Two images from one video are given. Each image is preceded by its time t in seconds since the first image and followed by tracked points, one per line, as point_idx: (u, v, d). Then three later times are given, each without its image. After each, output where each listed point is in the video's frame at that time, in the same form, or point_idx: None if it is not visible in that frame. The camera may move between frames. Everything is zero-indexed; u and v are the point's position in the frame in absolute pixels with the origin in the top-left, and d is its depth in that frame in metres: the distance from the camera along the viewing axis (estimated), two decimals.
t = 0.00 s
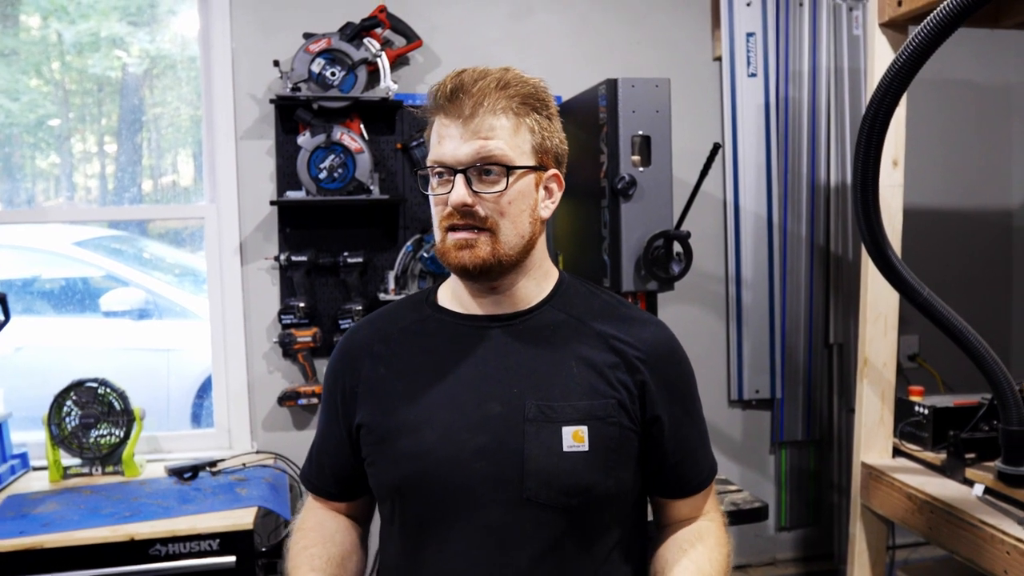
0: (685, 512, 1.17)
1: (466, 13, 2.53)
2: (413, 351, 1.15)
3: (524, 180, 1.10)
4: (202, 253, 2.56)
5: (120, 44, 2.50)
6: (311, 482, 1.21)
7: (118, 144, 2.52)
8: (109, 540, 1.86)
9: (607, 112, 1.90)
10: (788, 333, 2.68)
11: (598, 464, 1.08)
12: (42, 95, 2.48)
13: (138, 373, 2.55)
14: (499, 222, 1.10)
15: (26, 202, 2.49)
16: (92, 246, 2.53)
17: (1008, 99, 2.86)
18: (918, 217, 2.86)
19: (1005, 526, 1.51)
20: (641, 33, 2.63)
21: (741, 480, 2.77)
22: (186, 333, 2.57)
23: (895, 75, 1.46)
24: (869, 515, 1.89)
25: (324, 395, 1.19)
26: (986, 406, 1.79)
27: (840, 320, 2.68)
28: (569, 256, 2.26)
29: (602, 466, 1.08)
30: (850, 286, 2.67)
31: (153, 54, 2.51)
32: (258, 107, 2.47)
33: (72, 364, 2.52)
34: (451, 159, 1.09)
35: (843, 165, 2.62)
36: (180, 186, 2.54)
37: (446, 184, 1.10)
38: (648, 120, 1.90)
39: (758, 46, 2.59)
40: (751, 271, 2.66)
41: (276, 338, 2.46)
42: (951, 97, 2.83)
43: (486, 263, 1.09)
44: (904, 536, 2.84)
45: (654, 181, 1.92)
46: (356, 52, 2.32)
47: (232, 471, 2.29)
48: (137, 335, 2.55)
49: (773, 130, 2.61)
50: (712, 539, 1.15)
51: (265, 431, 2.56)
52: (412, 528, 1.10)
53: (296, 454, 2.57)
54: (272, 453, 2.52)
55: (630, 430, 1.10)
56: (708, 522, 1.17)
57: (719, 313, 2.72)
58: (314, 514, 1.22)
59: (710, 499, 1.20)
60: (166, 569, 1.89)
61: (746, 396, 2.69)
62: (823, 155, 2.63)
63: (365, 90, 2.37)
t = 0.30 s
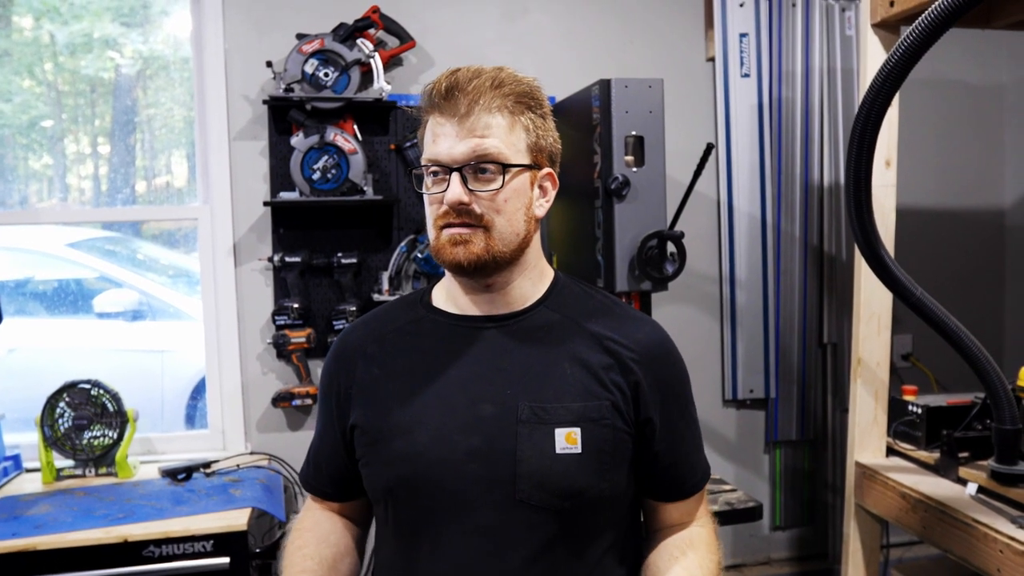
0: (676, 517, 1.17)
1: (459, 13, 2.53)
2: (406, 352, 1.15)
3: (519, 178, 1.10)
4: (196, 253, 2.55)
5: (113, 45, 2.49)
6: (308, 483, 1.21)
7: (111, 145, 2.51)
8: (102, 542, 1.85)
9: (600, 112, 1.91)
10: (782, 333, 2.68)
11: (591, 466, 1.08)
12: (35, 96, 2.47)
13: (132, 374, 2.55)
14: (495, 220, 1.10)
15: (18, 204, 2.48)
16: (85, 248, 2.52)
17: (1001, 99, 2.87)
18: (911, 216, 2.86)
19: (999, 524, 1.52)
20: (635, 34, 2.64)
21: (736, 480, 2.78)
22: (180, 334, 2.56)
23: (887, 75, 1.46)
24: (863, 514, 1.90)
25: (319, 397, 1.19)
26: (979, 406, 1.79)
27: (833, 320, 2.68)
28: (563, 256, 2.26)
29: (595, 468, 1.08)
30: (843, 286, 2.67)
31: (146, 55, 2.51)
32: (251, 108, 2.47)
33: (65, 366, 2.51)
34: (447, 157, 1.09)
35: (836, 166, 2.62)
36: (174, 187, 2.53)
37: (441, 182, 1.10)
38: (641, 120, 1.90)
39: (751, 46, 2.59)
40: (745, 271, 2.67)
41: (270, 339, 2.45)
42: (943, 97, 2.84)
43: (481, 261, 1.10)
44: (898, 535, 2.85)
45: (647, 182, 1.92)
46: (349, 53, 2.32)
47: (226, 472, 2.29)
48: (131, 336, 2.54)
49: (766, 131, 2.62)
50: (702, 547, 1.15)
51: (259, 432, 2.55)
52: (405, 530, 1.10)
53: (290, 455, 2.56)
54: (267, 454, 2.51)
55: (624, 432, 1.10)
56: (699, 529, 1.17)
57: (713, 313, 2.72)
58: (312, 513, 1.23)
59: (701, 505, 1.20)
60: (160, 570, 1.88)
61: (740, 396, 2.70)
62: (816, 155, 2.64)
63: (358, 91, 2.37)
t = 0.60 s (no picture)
0: (680, 516, 1.17)
1: (458, 12, 2.53)
2: (402, 354, 1.15)
3: (517, 177, 1.10)
4: (195, 253, 2.55)
5: (112, 45, 2.49)
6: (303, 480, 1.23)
7: (110, 144, 2.51)
8: (101, 542, 1.85)
9: (598, 111, 1.90)
10: (781, 332, 2.68)
11: (587, 470, 1.07)
12: (34, 95, 2.47)
13: (132, 374, 2.55)
14: (492, 220, 1.09)
15: (17, 203, 2.48)
16: (84, 247, 2.52)
17: (1000, 98, 2.87)
18: (910, 215, 2.86)
19: (998, 524, 1.52)
20: (634, 32, 2.63)
21: (735, 480, 2.78)
22: (179, 334, 2.56)
23: (886, 74, 1.46)
24: (862, 514, 1.89)
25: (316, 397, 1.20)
26: (978, 406, 1.79)
27: (832, 319, 2.68)
28: (561, 256, 2.25)
29: (591, 472, 1.07)
30: (842, 285, 2.67)
31: (145, 54, 2.50)
32: (249, 107, 2.47)
33: (64, 366, 2.51)
34: (444, 157, 1.09)
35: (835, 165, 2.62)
36: (173, 186, 2.53)
37: (438, 182, 1.10)
38: (640, 120, 1.90)
39: (750, 45, 2.59)
40: (744, 270, 2.66)
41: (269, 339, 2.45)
42: (943, 95, 2.83)
43: (477, 261, 1.09)
44: (898, 534, 2.85)
45: (646, 181, 1.92)
46: (347, 52, 2.32)
47: (225, 472, 2.29)
48: (130, 336, 2.54)
49: (765, 130, 2.61)
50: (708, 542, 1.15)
51: (258, 432, 2.55)
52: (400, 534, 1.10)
53: (290, 455, 2.56)
54: (266, 454, 2.51)
55: (621, 435, 1.10)
56: (705, 525, 1.17)
57: (712, 312, 2.72)
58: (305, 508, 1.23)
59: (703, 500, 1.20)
60: (158, 570, 1.88)
61: (739, 395, 2.70)
62: (816, 154, 2.63)
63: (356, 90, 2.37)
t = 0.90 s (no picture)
0: (677, 523, 1.17)
1: (460, 12, 2.53)
2: (397, 356, 1.15)
3: (537, 173, 1.16)
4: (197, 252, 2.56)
5: (115, 44, 2.49)
6: (299, 488, 1.23)
7: (113, 143, 2.51)
8: (103, 539, 1.85)
9: (600, 111, 1.91)
10: (783, 331, 2.68)
11: (584, 474, 1.07)
12: (37, 95, 2.47)
13: (134, 372, 2.55)
14: (517, 214, 1.13)
15: (21, 202, 2.49)
16: (87, 246, 2.52)
17: (1002, 97, 2.87)
18: (913, 215, 2.86)
19: (998, 523, 1.51)
20: (636, 32, 2.63)
21: (737, 479, 2.78)
22: (181, 333, 2.57)
23: (888, 73, 1.46)
24: (863, 514, 1.89)
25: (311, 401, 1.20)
26: (980, 405, 1.79)
27: (834, 319, 2.68)
28: (563, 255, 2.25)
29: (589, 476, 1.08)
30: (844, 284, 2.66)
31: (148, 54, 2.51)
32: (252, 107, 2.47)
33: (67, 364, 2.52)
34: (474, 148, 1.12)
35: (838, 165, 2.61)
36: (176, 185, 2.54)
37: (465, 174, 1.13)
38: (641, 119, 1.90)
39: (752, 45, 2.58)
40: (745, 269, 2.66)
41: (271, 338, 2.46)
42: (945, 95, 2.83)
43: (504, 253, 1.13)
44: (900, 534, 2.84)
45: (648, 180, 1.92)
46: (350, 52, 2.32)
47: (226, 470, 2.29)
48: (132, 335, 2.55)
49: (768, 130, 2.61)
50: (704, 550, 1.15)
51: (260, 430, 2.56)
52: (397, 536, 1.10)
53: (291, 454, 2.57)
54: (268, 452, 2.52)
55: (619, 438, 1.10)
56: (701, 534, 1.17)
57: (714, 311, 2.72)
58: (301, 517, 1.24)
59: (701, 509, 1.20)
60: (158, 568, 1.89)
61: (741, 394, 2.70)
62: (818, 153, 2.63)
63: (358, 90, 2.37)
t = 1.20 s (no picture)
0: (669, 532, 1.16)
1: (458, 4, 2.52)
2: (391, 351, 1.15)
3: (533, 164, 1.16)
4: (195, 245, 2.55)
5: (112, 36, 2.48)
6: (283, 498, 1.19)
7: (110, 136, 2.50)
8: (101, 533, 1.86)
9: (598, 103, 1.90)
10: (781, 324, 2.68)
11: (580, 469, 1.08)
12: (34, 87, 2.47)
13: (132, 366, 2.55)
14: (512, 204, 1.14)
15: (18, 194, 2.48)
16: (84, 239, 2.52)
17: (1001, 90, 2.86)
18: (910, 207, 2.85)
19: (994, 516, 1.52)
20: (635, 25, 2.62)
21: (734, 472, 2.78)
22: (179, 326, 2.57)
23: (886, 64, 1.45)
24: (859, 507, 1.90)
25: (299, 400, 1.18)
26: (977, 398, 1.79)
27: (832, 311, 2.67)
28: (561, 248, 2.25)
29: (586, 472, 1.08)
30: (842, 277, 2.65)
31: (145, 46, 2.50)
32: (249, 99, 2.46)
33: (65, 357, 2.52)
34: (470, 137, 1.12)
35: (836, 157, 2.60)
36: (173, 178, 2.53)
37: (461, 163, 1.13)
38: (639, 112, 1.89)
39: (751, 37, 2.58)
40: (743, 262, 2.66)
41: (268, 331, 2.45)
42: (944, 87, 2.82)
43: (500, 243, 1.13)
44: (897, 526, 2.85)
45: (645, 173, 1.91)
46: (347, 44, 2.31)
47: (224, 463, 2.30)
48: (130, 328, 2.54)
49: (766, 122, 2.61)
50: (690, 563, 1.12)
51: (258, 423, 2.56)
52: (392, 533, 1.10)
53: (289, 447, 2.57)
54: (266, 445, 2.52)
55: (615, 434, 1.11)
56: (692, 546, 1.14)
57: (712, 304, 2.72)
58: (283, 531, 1.20)
59: (701, 519, 1.17)
60: (157, 560, 1.89)
61: (738, 387, 2.70)
62: (817, 146, 2.61)
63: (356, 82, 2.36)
